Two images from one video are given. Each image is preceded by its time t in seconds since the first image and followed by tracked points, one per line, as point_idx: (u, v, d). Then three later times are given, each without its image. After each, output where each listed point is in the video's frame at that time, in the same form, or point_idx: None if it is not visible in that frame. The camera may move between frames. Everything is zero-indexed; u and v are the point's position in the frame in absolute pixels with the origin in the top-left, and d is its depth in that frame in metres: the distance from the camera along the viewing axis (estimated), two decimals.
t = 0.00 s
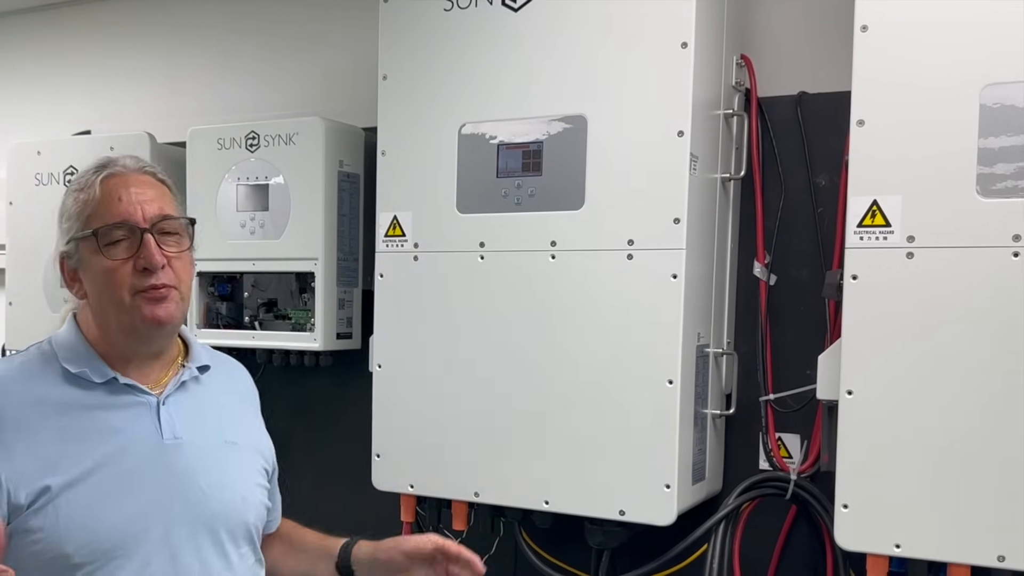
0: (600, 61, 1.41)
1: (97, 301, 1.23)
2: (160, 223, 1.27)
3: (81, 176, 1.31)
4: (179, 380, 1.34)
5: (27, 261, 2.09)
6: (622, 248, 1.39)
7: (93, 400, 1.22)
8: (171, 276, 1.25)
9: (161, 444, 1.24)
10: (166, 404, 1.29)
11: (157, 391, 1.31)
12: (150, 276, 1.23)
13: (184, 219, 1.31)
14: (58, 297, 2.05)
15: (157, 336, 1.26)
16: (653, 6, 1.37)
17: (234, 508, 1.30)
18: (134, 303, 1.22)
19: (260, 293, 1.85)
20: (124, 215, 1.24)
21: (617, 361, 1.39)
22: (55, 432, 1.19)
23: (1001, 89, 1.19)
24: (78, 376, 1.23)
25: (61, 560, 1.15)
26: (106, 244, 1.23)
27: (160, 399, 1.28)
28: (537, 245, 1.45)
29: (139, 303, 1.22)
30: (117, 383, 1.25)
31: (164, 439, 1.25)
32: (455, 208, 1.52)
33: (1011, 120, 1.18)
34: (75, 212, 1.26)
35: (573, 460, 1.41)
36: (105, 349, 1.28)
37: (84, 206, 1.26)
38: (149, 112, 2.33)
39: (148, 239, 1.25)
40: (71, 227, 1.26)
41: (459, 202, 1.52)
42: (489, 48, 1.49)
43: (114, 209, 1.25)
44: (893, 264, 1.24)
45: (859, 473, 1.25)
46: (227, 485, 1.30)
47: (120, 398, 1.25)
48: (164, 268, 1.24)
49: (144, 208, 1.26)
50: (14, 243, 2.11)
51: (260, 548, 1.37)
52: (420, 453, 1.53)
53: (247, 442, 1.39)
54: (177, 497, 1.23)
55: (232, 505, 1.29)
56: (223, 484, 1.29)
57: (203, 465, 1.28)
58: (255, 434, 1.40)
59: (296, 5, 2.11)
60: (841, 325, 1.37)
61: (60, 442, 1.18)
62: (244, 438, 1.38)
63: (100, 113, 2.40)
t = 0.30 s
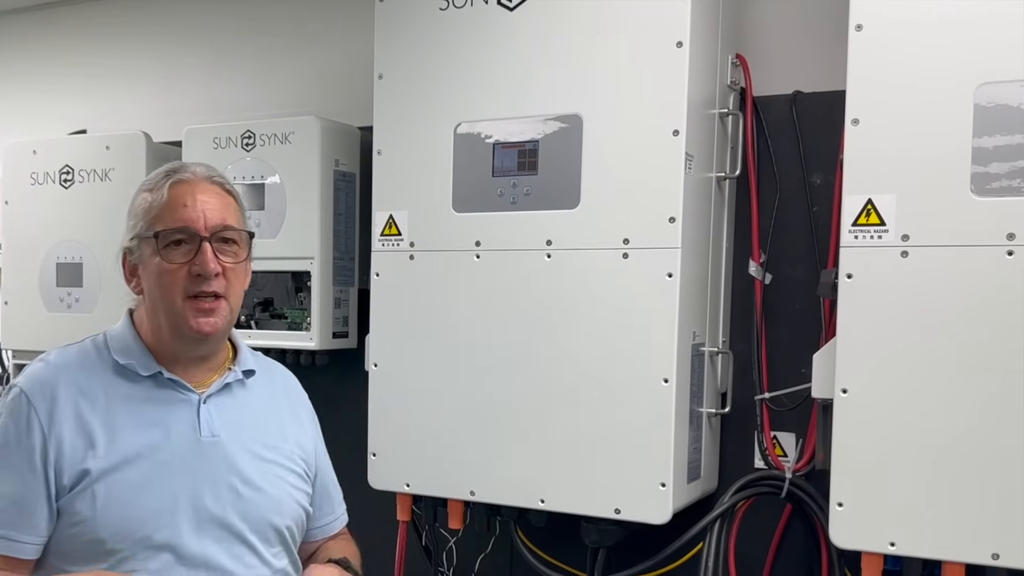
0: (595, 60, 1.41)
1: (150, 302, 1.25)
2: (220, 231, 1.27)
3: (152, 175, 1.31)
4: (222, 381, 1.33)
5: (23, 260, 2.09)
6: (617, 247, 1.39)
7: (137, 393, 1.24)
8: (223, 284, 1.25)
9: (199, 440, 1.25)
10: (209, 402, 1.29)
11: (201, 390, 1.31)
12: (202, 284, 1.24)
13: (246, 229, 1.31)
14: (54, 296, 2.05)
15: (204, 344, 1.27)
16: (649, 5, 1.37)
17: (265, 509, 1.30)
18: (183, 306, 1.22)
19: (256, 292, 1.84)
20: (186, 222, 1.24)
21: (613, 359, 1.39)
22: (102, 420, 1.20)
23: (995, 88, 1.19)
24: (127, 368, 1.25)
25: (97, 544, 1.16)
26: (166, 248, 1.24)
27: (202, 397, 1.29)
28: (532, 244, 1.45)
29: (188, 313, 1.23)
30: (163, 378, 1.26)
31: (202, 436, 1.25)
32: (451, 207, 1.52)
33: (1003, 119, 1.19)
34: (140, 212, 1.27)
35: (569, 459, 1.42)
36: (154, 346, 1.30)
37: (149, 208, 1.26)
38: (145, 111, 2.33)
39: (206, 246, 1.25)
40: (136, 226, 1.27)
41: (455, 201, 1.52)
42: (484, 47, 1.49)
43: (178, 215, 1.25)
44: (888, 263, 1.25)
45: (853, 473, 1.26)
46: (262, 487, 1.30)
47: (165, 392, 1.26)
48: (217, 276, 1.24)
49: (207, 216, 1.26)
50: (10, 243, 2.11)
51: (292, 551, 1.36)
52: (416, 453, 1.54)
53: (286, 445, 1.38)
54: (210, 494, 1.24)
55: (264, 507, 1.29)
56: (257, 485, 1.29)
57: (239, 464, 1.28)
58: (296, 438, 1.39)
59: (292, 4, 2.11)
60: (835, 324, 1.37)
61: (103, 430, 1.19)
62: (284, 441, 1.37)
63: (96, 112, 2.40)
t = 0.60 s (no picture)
0: (590, 59, 1.41)
1: (175, 302, 1.21)
2: (249, 236, 1.26)
3: (173, 171, 1.27)
4: (233, 377, 1.32)
5: (17, 259, 2.09)
6: (611, 246, 1.39)
7: (154, 390, 1.22)
8: (250, 288, 1.25)
9: (216, 436, 1.24)
10: (222, 398, 1.29)
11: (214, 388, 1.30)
12: (234, 289, 1.22)
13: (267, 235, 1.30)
14: (49, 296, 2.05)
15: (228, 347, 1.25)
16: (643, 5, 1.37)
17: (281, 503, 1.30)
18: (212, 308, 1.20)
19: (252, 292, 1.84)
20: (220, 226, 1.22)
21: (607, 358, 1.39)
22: (122, 418, 1.18)
23: (986, 88, 1.20)
24: (142, 367, 1.23)
25: (124, 542, 1.14)
26: (196, 250, 1.21)
27: (215, 394, 1.27)
28: (526, 244, 1.45)
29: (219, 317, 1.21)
30: (178, 376, 1.25)
31: (219, 432, 1.24)
32: (446, 206, 1.52)
33: (995, 119, 1.19)
34: (166, 210, 1.23)
35: (563, 457, 1.42)
36: (169, 345, 1.26)
37: (178, 208, 1.23)
38: (140, 110, 2.33)
39: (236, 249, 1.23)
40: (159, 224, 1.23)
41: (450, 200, 1.52)
42: (479, 46, 1.49)
43: (210, 217, 1.22)
44: (880, 262, 1.25)
45: (846, 472, 1.26)
46: (277, 480, 1.30)
47: (181, 389, 1.24)
48: (247, 280, 1.24)
49: (237, 220, 1.24)
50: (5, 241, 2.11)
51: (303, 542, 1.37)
52: (411, 452, 1.54)
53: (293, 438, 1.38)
54: (229, 489, 1.23)
55: (280, 501, 1.29)
56: (275, 478, 1.30)
57: (255, 460, 1.27)
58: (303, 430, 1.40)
59: (287, 4, 2.11)
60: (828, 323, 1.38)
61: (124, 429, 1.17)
62: (293, 435, 1.38)
63: (91, 111, 2.40)
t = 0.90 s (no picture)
0: (585, 57, 1.41)
1: (134, 301, 1.24)
2: (204, 234, 1.30)
3: (119, 166, 1.27)
4: (183, 368, 1.38)
5: (13, 257, 2.08)
6: (606, 244, 1.39)
7: (111, 390, 1.25)
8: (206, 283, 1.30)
9: (177, 429, 1.29)
10: (175, 392, 1.33)
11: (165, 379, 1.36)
12: (192, 286, 1.27)
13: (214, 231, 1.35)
14: (44, 294, 2.05)
15: (182, 340, 1.31)
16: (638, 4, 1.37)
17: (247, 486, 1.36)
18: (173, 307, 1.25)
19: (247, 291, 1.83)
20: (178, 224, 1.25)
21: (602, 356, 1.39)
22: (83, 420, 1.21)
23: (980, 86, 1.20)
24: (93, 368, 1.25)
25: (100, 545, 1.18)
26: (154, 250, 1.24)
27: (169, 388, 1.32)
28: (521, 242, 1.45)
29: (179, 313, 1.26)
30: (132, 374, 1.28)
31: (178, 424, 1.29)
32: (441, 204, 1.52)
33: (989, 117, 1.20)
34: (119, 208, 1.24)
35: (557, 455, 1.42)
36: (123, 341, 1.29)
37: (133, 206, 1.24)
38: (136, 109, 2.32)
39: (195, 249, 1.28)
40: (111, 222, 1.24)
41: (445, 198, 1.52)
42: (474, 44, 1.49)
43: (167, 216, 1.25)
44: (874, 260, 1.25)
45: (840, 469, 1.26)
46: (239, 464, 1.35)
47: (137, 386, 1.28)
48: (203, 279, 1.29)
49: (194, 219, 1.28)
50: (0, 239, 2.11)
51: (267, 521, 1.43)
52: (406, 449, 1.54)
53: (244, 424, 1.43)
54: (198, 479, 1.28)
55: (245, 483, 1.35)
56: (237, 464, 1.35)
57: (215, 448, 1.32)
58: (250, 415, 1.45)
59: (283, 3, 2.11)
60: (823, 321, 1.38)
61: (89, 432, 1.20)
62: (243, 421, 1.43)
63: (87, 109, 2.40)
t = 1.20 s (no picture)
0: (582, 58, 1.41)
1: (99, 300, 1.24)
2: (168, 231, 1.30)
3: (83, 167, 1.28)
4: (157, 369, 1.38)
5: (10, 257, 2.08)
6: (603, 244, 1.39)
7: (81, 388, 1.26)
8: (173, 282, 1.29)
9: (148, 431, 1.30)
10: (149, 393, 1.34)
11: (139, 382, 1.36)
12: (158, 284, 1.26)
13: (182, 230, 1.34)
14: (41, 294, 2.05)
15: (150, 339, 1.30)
16: (634, 5, 1.38)
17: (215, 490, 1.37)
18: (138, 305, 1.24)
19: (244, 290, 1.84)
20: (140, 222, 1.25)
21: (600, 356, 1.39)
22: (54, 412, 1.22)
23: (977, 87, 1.20)
24: (66, 365, 1.26)
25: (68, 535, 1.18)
26: (117, 248, 1.24)
27: (141, 389, 1.33)
28: (519, 242, 1.46)
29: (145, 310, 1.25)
30: (104, 372, 1.29)
31: (149, 426, 1.30)
32: (438, 204, 1.52)
33: (985, 118, 1.20)
34: (82, 207, 1.24)
35: (554, 455, 1.42)
36: (93, 341, 1.29)
37: (95, 205, 1.24)
38: (133, 109, 2.32)
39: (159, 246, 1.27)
40: (76, 222, 1.24)
41: (442, 198, 1.52)
42: (471, 44, 1.49)
43: (130, 214, 1.25)
44: (870, 261, 1.26)
45: (836, 469, 1.26)
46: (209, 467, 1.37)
47: (108, 386, 1.29)
48: (170, 276, 1.28)
49: (156, 216, 1.28)
50: None
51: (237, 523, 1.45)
52: (402, 450, 1.54)
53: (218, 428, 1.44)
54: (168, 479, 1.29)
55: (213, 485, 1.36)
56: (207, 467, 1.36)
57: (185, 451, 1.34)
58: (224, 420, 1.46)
59: (280, 3, 2.11)
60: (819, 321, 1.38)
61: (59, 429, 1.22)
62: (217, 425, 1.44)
63: (84, 108, 2.40)
